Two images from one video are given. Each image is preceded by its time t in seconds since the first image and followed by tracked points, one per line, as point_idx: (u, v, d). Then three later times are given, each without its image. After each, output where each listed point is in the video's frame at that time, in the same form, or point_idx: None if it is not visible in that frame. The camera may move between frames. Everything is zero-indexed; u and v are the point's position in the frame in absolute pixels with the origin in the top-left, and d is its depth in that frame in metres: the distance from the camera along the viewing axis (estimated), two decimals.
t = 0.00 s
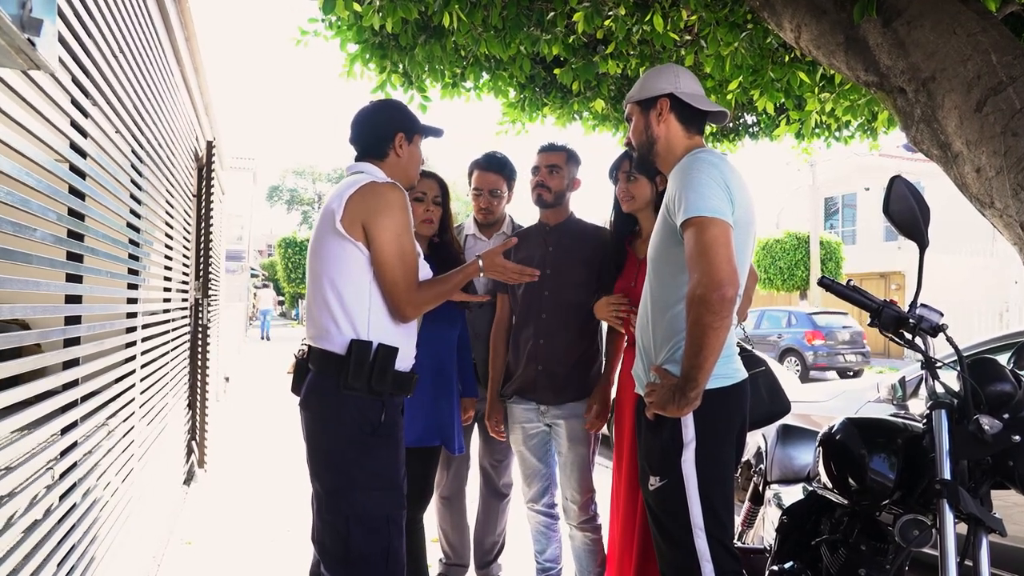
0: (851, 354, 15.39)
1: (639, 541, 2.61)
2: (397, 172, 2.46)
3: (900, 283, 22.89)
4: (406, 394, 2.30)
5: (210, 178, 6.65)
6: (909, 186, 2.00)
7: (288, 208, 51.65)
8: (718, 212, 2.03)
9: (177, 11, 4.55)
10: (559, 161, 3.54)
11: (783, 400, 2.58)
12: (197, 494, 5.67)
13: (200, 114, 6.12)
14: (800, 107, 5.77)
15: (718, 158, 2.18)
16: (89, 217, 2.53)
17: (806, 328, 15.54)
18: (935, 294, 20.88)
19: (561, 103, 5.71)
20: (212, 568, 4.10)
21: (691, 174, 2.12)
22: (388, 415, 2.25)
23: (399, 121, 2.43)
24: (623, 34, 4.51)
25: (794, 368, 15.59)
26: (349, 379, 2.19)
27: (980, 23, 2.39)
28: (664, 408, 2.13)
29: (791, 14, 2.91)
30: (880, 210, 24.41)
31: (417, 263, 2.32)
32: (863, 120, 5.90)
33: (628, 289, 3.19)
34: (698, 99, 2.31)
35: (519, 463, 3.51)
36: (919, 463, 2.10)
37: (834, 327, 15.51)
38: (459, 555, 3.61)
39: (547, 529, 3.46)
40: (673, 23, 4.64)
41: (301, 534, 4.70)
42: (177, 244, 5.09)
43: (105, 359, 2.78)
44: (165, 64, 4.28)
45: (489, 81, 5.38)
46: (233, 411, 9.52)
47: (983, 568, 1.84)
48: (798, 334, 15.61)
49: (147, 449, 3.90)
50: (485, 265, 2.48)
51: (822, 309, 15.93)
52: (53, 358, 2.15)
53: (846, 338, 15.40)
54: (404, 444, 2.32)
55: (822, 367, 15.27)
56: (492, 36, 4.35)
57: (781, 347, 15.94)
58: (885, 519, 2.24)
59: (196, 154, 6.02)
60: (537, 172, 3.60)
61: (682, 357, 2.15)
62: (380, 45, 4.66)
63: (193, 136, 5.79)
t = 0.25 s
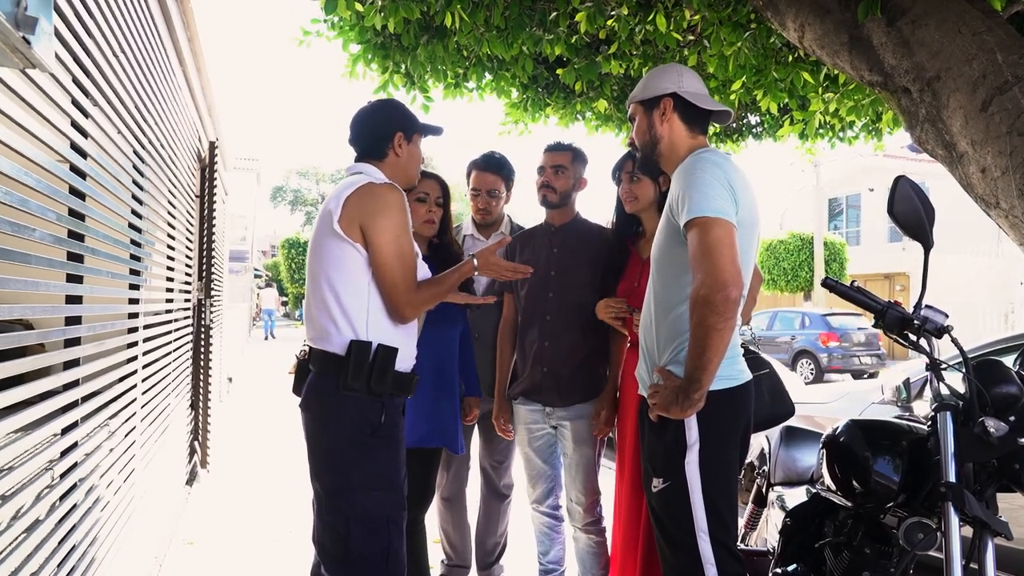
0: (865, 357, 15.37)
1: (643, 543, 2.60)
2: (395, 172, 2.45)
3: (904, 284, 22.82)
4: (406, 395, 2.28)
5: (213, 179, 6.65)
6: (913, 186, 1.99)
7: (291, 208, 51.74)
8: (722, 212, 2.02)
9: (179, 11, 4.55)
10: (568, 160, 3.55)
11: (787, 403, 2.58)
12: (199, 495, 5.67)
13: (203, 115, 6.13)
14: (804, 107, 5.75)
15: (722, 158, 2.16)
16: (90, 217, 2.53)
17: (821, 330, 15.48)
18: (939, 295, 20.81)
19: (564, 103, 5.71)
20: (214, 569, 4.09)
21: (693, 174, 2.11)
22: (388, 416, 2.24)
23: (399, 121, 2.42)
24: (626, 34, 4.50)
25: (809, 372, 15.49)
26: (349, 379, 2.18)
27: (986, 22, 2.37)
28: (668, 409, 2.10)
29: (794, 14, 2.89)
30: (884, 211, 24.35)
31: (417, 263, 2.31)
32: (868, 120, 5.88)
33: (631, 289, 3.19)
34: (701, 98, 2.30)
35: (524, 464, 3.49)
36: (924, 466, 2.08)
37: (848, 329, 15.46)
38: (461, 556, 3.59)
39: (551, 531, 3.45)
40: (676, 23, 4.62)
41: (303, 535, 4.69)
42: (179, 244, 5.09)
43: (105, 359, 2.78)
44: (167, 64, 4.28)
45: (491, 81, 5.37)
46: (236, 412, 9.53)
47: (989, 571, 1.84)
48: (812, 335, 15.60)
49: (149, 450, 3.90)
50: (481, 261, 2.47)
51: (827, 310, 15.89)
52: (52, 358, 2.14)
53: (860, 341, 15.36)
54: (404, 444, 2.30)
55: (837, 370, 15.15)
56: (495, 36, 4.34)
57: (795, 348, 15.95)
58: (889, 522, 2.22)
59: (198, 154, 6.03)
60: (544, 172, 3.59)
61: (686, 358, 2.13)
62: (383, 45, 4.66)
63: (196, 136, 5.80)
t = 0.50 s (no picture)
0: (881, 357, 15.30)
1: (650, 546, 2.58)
2: (399, 172, 2.44)
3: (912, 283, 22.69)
4: (408, 395, 2.27)
5: (218, 179, 6.66)
6: (922, 185, 1.96)
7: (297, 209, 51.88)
8: (727, 212, 2.00)
9: (184, 12, 4.56)
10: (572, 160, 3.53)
11: (794, 405, 2.55)
12: (205, 494, 5.68)
13: (209, 115, 6.14)
14: (811, 106, 5.72)
15: (727, 157, 2.14)
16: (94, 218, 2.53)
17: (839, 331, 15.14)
18: (948, 295, 20.68)
19: (569, 102, 5.69)
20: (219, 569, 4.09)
21: (699, 173, 2.09)
22: (389, 416, 2.23)
23: (402, 121, 2.41)
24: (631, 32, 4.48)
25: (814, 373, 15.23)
26: (350, 380, 2.18)
27: (996, 19, 2.34)
28: (673, 410, 2.08)
29: (801, 12, 2.87)
30: (892, 210, 24.23)
31: (420, 263, 2.29)
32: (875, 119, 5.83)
33: (638, 289, 3.18)
34: (711, 96, 2.29)
35: (531, 464, 3.49)
36: (933, 468, 2.04)
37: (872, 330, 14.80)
38: (465, 557, 3.58)
39: (557, 531, 3.43)
40: (682, 22, 4.60)
41: (308, 535, 4.69)
42: (184, 244, 5.10)
43: (109, 359, 2.78)
44: (172, 65, 4.29)
45: (496, 81, 5.36)
46: (242, 412, 9.55)
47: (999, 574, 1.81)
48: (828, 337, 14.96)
49: (154, 450, 3.90)
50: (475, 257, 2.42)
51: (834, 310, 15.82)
52: (55, 359, 2.14)
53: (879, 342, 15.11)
54: (406, 445, 2.29)
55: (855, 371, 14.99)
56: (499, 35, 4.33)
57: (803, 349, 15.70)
58: (898, 524, 2.19)
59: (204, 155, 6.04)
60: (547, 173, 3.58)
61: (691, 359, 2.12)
62: (387, 45, 4.65)
63: (201, 137, 5.81)
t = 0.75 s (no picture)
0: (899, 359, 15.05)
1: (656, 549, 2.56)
2: (401, 173, 2.43)
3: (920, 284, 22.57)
4: (410, 396, 2.26)
5: (223, 181, 6.68)
6: (928, 184, 1.95)
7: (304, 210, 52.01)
8: (731, 211, 1.98)
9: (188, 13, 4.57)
10: (571, 162, 3.50)
11: (801, 408, 2.52)
12: (210, 495, 5.69)
13: (214, 117, 6.14)
14: (817, 106, 5.68)
15: (731, 156, 2.13)
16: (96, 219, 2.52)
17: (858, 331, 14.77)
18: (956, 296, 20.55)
19: (574, 103, 5.67)
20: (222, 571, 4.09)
21: (702, 173, 2.07)
22: (391, 418, 2.22)
23: (405, 122, 2.40)
24: (636, 32, 4.46)
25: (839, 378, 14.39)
26: (352, 380, 2.17)
27: (1004, 17, 2.29)
28: (678, 412, 2.07)
29: (806, 11, 2.84)
30: (899, 211, 24.11)
31: (421, 264, 2.29)
32: (882, 119, 5.79)
33: (643, 290, 3.17)
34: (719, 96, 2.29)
35: (535, 465, 3.47)
36: (940, 471, 2.02)
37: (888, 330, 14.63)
38: (469, 559, 3.57)
39: (561, 532, 3.42)
40: (687, 22, 4.58)
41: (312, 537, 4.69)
42: (189, 245, 5.11)
43: (112, 361, 2.77)
44: (176, 66, 4.29)
45: (501, 82, 5.35)
46: (248, 413, 9.57)
47: None
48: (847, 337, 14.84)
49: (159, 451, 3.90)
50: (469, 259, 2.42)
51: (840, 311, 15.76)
52: (58, 360, 2.14)
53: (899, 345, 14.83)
54: (408, 446, 2.28)
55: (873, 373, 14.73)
56: (503, 36, 4.31)
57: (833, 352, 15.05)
58: (904, 528, 2.17)
59: (209, 156, 6.05)
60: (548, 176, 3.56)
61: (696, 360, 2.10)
62: (391, 46, 4.64)
63: (206, 138, 5.81)
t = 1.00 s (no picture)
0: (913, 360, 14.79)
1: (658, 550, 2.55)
2: (402, 172, 2.43)
3: (926, 284, 22.49)
4: (409, 396, 2.25)
5: (227, 180, 6.69)
6: (933, 183, 1.93)
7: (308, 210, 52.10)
8: (736, 212, 1.97)
9: (192, 13, 4.57)
10: (567, 163, 3.49)
11: (805, 409, 2.51)
12: (213, 494, 5.70)
13: (217, 116, 6.15)
14: (822, 105, 5.66)
15: (735, 156, 2.11)
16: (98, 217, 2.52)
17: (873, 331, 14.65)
18: (962, 296, 20.46)
19: (578, 102, 5.67)
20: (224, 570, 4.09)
21: (705, 172, 2.06)
22: (390, 417, 2.21)
23: (406, 122, 2.40)
24: (640, 31, 4.45)
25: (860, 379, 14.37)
26: (350, 380, 2.16)
27: (1011, 14, 2.27)
28: (680, 415, 2.06)
29: (811, 9, 2.83)
30: (905, 211, 24.02)
31: (420, 262, 2.28)
32: (887, 117, 5.77)
33: (646, 290, 3.15)
34: (723, 96, 2.26)
35: (537, 465, 3.46)
36: (944, 472, 2.00)
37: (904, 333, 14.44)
38: (471, 560, 3.56)
39: (563, 532, 3.41)
40: (691, 20, 4.56)
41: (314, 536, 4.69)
42: (192, 244, 5.11)
43: (114, 360, 2.78)
44: (180, 66, 4.30)
45: (504, 81, 5.34)
46: (252, 412, 9.59)
47: None
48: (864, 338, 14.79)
49: (161, 451, 3.91)
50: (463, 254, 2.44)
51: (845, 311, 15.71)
52: (58, 360, 2.14)
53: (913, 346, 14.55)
54: (407, 446, 2.27)
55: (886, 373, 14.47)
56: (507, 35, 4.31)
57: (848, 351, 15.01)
58: (909, 529, 2.16)
59: (212, 155, 6.06)
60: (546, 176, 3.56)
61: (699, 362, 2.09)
62: (394, 45, 4.64)
63: (210, 138, 5.82)
